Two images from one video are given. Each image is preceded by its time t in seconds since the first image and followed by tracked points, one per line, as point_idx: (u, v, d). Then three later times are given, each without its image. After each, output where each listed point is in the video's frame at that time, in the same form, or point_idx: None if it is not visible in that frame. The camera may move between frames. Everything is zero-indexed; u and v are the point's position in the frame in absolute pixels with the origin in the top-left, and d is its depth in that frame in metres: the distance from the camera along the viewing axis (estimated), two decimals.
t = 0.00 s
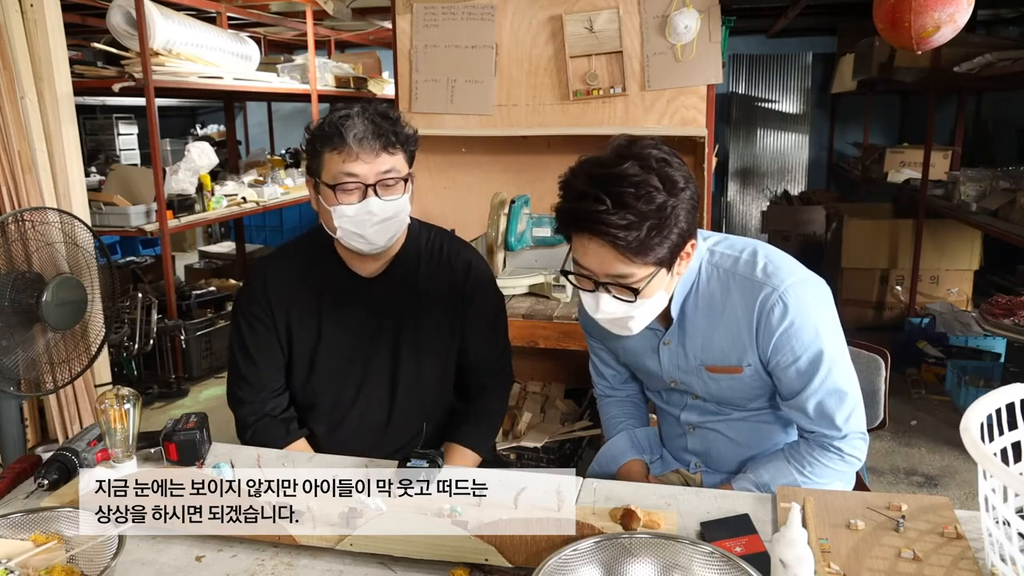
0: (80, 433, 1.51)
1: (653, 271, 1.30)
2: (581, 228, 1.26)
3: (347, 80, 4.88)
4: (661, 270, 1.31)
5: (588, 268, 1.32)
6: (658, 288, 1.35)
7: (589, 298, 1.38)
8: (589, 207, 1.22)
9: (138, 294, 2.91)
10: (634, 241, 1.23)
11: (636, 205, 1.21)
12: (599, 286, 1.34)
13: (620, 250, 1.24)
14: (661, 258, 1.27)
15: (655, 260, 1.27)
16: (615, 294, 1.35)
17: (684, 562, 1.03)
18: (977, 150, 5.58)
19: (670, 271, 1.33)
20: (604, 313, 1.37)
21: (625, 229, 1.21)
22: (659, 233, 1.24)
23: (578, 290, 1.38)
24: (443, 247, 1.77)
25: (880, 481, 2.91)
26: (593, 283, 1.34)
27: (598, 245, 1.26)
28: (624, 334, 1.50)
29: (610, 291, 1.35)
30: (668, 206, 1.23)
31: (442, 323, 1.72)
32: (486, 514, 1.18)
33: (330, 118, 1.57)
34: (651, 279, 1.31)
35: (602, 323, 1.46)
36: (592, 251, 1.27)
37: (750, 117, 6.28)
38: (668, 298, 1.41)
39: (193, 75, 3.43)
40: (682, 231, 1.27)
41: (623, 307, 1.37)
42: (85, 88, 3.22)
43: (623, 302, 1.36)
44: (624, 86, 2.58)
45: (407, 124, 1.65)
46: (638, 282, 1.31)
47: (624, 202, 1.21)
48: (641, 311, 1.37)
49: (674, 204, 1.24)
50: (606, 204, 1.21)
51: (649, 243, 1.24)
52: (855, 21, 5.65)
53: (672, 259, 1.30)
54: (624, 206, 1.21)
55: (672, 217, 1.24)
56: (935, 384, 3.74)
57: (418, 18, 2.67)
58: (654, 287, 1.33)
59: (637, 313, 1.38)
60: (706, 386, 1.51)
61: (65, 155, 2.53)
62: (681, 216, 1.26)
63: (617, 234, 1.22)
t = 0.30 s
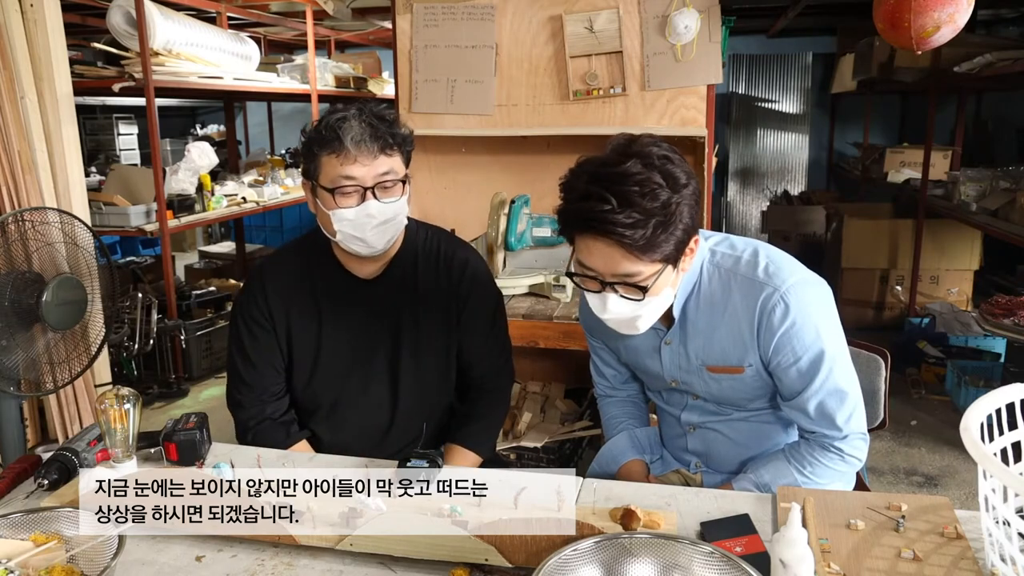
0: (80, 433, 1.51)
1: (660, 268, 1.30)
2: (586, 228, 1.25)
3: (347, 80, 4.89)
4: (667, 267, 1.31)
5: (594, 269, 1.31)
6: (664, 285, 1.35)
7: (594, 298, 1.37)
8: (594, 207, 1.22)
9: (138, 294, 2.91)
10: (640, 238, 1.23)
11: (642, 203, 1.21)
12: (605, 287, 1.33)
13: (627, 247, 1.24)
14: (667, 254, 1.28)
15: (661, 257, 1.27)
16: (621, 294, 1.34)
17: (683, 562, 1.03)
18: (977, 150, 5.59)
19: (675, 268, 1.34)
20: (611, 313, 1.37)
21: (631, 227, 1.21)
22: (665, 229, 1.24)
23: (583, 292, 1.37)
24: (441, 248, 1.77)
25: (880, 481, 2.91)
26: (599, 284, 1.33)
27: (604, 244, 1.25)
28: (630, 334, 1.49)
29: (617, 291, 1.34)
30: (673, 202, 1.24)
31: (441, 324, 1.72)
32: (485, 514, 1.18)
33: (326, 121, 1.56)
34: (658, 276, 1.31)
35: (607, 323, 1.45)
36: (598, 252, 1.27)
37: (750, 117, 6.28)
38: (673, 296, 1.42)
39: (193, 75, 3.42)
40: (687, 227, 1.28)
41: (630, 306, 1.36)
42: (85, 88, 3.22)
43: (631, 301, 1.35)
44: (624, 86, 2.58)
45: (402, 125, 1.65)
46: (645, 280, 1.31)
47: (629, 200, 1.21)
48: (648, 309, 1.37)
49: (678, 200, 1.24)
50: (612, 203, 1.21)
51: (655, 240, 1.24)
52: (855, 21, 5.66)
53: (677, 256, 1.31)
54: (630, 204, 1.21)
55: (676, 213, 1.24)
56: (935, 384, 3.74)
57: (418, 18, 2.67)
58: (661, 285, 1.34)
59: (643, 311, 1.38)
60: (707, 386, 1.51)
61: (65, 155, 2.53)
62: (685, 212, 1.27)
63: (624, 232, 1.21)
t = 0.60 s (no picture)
0: (80, 433, 1.51)
1: (668, 262, 1.30)
2: (593, 226, 1.25)
3: (347, 80, 4.88)
4: (674, 261, 1.31)
5: (601, 267, 1.30)
6: (672, 281, 1.36)
7: (602, 297, 1.37)
8: (601, 204, 1.21)
9: (138, 294, 2.91)
10: (649, 233, 1.23)
11: (649, 197, 1.21)
12: (612, 284, 1.33)
13: (637, 242, 1.24)
14: (675, 248, 1.28)
15: (670, 250, 1.28)
16: (629, 290, 1.34)
17: (684, 562, 1.03)
18: (977, 150, 5.58)
19: (681, 263, 1.35)
20: (620, 311, 1.36)
21: (639, 222, 1.21)
22: (671, 223, 1.25)
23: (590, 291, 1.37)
24: (439, 248, 1.77)
25: (880, 481, 2.91)
26: (607, 281, 1.32)
27: (612, 240, 1.25)
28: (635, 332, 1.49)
29: (625, 287, 1.34)
30: (678, 195, 1.24)
31: (440, 325, 1.73)
32: (485, 514, 1.18)
33: (321, 123, 1.56)
34: (666, 271, 1.32)
35: (614, 321, 1.45)
36: (605, 248, 1.26)
37: (750, 117, 6.28)
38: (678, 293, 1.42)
39: (193, 75, 3.42)
40: (691, 220, 1.29)
41: (639, 302, 1.36)
42: (85, 88, 3.22)
43: (640, 297, 1.35)
44: (624, 86, 2.58)
45: (397, 125, 1.65)
46: (655, 275, 1.31)
47: (635, 195, 1.21)
48: (655, 306, 1.38)
49: (682, 194, 1.25)
50: (618, 198, 1.21)
51: (662, 235, 1.25)
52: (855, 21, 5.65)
53: (683, 249, 1.31)
54: (636, 199, 1.21)
55: (681, 206, 1.25)
56: (935, 384, 3.74)
57: (418, 18, 2.67)
58: (669, 280, 1.34)
59: (649, 307, 1.38)
60: (708, 386, 1.51)
61: (65, 155, 2.53)
62: (690, 205, 1.27)
63: (632, 227, 1.21)
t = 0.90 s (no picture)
0: (81, 433, 1.51)
1: (675, 253, 1.31)
2: (601, 216, 1.25)
3: (347, 80, 4.88)
4: (681, 251, 1.32)
5: (608, 258, 1.30)
6: (678, 273, 1.36)
7: (608, 290, 1.37)
8: (609, 194, 1.22)
9: (138, 294, 2.91)
10: (656, 224, 1.23)
11: (656, 188, 1.22)
12: (619, 276, 1.33)
13: (643, 233, 1.24)
14: (681, 238, 1.29)
15: (676, 241, 1.28)
16: (636, 282, 1.34)
17: (684, 562, 1.03)
18: (977, 150, 5.58)
19: (687, 255, 1.35)
20: (627, 303, 1.36)
21: (647, 212, 1.22)
22: (678, 213, 1.25)
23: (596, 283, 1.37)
24: (438, 249, 1.77)
25: (880, 481, 2.91)
26: (614, 272, 1.32)
27: (619, 231, 1.25)
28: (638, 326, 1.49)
29: (631, 279, 1.34)
30: (684, 186, 1.25)
31: (439, 325, 1.73)
32: (486, 514, 1.18)
33: (322, 124, 1.56)
34: (674, 263, 1.32)
35: (618, 315, 1.44)
36: (613, 239, 1.26)
37: (750, 117, 6.28)
38: (681, 287, 1.42)
39: (193, 75, 3.42)
40: (698, 211, 1.29)
41: (646, 295, 1.36)
42: (85, 88, 3.22)
43: (647, 289, 1.35)
44: (624, 86, 2.59)
45: (398, 125, 1.64)
46: (661, 266, 1.31)
47: (643, 185, 1.22)
48: (661, 299, 1.37)
49: (689, 184, 1.25)
50: (626, 188, 1.21)
51: (669, 225, 1.25)
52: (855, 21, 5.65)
53: (689, 240, 1.32)
54: (644, 189, 1.22)
55: (688, 197, 1.26)
56: (935, 384, 3.74)
57: (418, 18, 2.67)
58: (675, 271, 1.34)
59: (655, 300, 1.37)
60: (710, 381, 1.51)
61: (65, 155, 2.53)
62: (696, 196, 1.28)
63: (640, 217, 1.22)
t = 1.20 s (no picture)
0: (80, 433, 1.51)
1: (675, 223, 1.31)
2: (603, 185, 1.26)
3: (347, 80, 4.88)
4: (681, 222, 1.32)
5: (610, 228, 1.30)
6: (677, 245, 1.37)
7: (609, 263, 1.37)
8: (611, 160, 1.23)
9: (138, 294, 2.91)
10: (657, 190, 1.24)
11: (655, 155, 1.23)
12: (620, 247, 1.32)
13: (645, 200, 1.25)
14: (680, 208, 1.29)
15: (675, 210, 1.29)
16: (637, 253, 1.33)
17: (684, 562, 1.03)
18: (977, 150, 5.59)
19: (687, 226, 1.35)
20: (629, 274, 1.36)
21: (647, 178, 1.23)
22: (677, 182, 1.26)
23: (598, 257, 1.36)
24: (438, 250, 1.77)
25: (880, 481, 2.92)
26: (616, 244, 1.32)
27: (621, 198, 1.26)
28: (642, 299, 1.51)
29: (632, 250, 1.33)
30: (683, 155, 1.27)
31: (439, 324, 1.73)
32: (486, 514, 1.18)
33: (319, 126, 1.56)
34: (674, 232, 1.32)
35: (619, 287, 1.45)
36: (614, 207, 1.27)
37: (750, 117, 6.28)
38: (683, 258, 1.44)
39: (193, 75, 3.42)
40: (697, 183, 1.31)
41: (647, 265, 1.36)
42: (85, 88, 3.22)
43: (648, 260, 1.35)
44: (624, 86, 2.59)
45: (396, 126, 1.64)
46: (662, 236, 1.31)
47: (643, 153, 1.23)
48: (662, 268, 1.38)
49: (687, 155, 1.28)
50: (627, 155, 1.23)
51: (669, 193, 1.26)
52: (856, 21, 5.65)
53: (688, 211, 1.33)
54: (644, 157, 1.23)
55: (687, 167, 1.27)
56: (935, 384, 3.74)
57: (418, 18, 2.67)
58: (675, 242, 1.35)
59: (656, 270, 1.38)
60: (717, 341, 1.54)
61: (65, 155, 2.53)
62: (695, 168, 1.30)
63: (641, 183, 1.23)
